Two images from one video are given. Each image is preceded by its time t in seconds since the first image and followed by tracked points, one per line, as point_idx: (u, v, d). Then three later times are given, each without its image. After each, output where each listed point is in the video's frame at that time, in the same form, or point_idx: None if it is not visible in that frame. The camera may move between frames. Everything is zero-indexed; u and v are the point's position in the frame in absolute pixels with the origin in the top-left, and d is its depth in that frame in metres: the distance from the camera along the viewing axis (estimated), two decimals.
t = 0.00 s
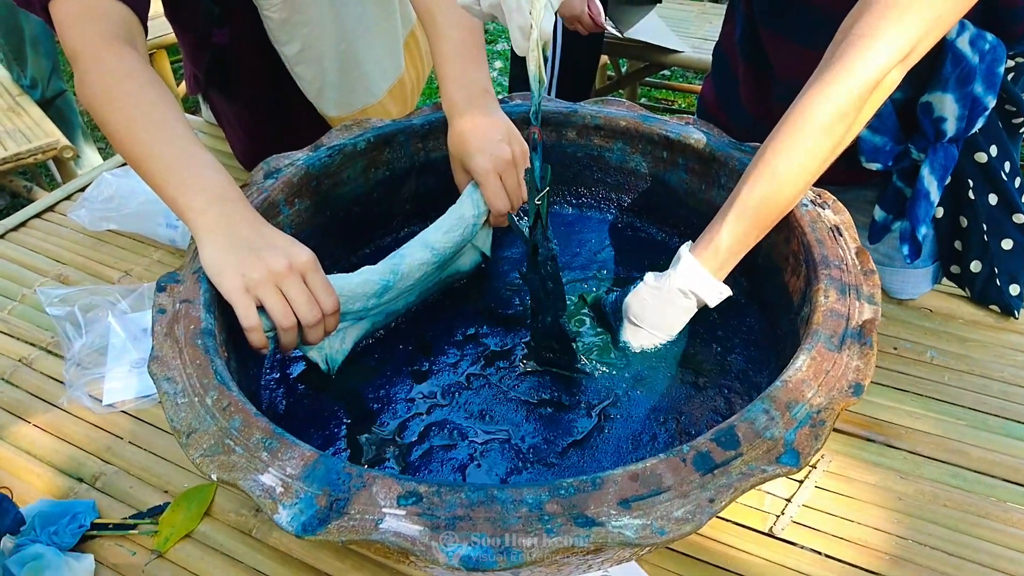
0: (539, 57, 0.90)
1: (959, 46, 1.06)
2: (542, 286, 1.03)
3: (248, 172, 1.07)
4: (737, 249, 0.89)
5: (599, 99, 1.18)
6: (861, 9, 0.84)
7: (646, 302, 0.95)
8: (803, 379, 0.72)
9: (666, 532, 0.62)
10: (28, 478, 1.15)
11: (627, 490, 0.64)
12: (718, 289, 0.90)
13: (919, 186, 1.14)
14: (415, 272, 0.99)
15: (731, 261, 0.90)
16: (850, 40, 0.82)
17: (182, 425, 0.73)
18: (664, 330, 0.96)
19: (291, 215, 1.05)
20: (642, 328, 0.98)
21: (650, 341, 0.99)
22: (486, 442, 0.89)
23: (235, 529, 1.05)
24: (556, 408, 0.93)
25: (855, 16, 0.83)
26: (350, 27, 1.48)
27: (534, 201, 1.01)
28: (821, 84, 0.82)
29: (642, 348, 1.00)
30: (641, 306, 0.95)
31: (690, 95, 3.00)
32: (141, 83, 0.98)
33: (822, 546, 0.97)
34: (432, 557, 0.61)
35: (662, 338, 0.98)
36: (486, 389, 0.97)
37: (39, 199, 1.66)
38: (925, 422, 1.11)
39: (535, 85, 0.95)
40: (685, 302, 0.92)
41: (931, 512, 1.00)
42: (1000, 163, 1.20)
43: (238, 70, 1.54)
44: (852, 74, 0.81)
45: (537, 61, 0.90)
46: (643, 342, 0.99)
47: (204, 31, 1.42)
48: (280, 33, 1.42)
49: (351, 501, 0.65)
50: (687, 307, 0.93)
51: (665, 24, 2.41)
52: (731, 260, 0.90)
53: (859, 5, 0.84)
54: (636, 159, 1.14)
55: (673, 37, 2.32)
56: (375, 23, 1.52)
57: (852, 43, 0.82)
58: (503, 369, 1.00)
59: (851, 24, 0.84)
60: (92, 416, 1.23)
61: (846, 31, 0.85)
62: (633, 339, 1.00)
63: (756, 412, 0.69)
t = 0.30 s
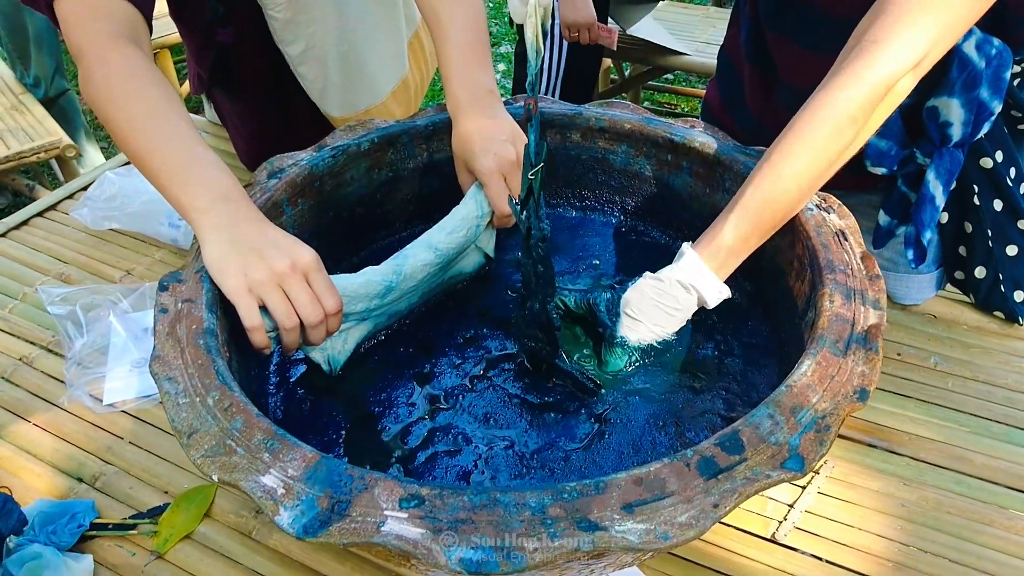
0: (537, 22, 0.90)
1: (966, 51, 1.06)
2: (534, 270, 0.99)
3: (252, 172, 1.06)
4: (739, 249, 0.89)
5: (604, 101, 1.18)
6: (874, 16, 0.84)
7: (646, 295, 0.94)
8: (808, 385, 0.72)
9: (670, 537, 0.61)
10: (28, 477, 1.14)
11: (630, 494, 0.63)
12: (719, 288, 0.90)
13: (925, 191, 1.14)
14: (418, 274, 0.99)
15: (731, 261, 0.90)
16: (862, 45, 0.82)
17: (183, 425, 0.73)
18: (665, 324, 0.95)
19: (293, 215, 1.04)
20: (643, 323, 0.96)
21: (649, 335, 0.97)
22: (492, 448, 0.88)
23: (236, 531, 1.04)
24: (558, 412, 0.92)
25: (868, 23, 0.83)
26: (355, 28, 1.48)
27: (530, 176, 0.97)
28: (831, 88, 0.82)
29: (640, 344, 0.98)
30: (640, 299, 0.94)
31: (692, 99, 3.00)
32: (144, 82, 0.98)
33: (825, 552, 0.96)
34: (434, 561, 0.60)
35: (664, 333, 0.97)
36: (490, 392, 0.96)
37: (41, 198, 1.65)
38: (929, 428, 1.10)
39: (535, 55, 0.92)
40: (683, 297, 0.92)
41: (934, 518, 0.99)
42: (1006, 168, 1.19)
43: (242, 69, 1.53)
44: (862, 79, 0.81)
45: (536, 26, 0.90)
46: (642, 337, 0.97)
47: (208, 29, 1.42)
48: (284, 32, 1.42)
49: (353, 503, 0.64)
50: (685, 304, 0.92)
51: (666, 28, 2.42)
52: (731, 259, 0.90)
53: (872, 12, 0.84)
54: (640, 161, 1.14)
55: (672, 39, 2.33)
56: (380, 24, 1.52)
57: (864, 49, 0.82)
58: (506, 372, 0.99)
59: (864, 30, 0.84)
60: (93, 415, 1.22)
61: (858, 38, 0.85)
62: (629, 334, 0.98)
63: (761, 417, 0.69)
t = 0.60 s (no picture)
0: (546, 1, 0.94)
1: (974, 61, 1.05)
2: (536, 265, 1.03)
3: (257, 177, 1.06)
4: (741, 255, 0.88)
5: (609, 109, 1.17)
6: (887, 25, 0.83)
7: (648, 298, 0.94)
8: (815, 396, 0.71)
9: (676, 549, 0.61)
10: (29, 481, 1.14)
11: (637, 505, 0.63)
12: (722, 293, 0.90)
13: (931, 201, 1.13)
14: (422, 280, 0.99)
15: (730, 267, 0.90)
16: (872, 55, 0.81)
17: (187, 431, 0.72)
18: (672, 327, 0.94)
19: (297, 220, 1.04)
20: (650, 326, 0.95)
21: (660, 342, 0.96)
22: (490, 454, 0.88)
23: (237, 536, 1.04)
24: (562, 420, 0.92)
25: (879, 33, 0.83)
26: (360, 34, 1.49)
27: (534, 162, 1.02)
28: (839, 97, 0.82)
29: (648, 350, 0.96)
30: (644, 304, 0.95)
31: (695, 106, 3.00)
32: (150, 86, 0.97)
33: (829, 562, 0.96)
34: (439, 570, 0.60)
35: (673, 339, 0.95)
36: (488, 398, 0.96)
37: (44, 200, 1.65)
38: (934, 439, 1.10)
39: (542, 38, 0.94)
40: (685, 299, 0.92)
41: (940, 530, 0.99)
42: (1012, 178, 1.18)
43: (248, 74, 1.53)
44: (871, 88, 0.80)
45: (544, 6, 0.94)
46: (655, 345, 0.95)
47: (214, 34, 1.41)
48: (288, 37, 1.42)
49: (357, 512, 0.64)
50: (687, 306, 0.92)
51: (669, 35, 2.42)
52: (731, 265, 0.90)
53: (883, 22, 0.83)
54: (646, 169, 1.14)
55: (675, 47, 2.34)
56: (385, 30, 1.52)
57: (873, 59, 0.81)
58: (506, 377, 0.99)
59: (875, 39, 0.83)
60: (94, 419, 1.22)
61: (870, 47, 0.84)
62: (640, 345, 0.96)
63: (768, 428, 0.69)
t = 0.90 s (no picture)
0: (576, 7, 0.94)
1: (984, 72, 1.05)
2: (558, 275, 1.06)
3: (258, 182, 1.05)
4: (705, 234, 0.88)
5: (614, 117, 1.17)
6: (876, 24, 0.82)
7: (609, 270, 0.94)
8: (822, 411, 0.70)
9: (682, 568, 0.60)
10: (25, 488, 1.13)
11: (641, 521, 0.62)
12: (683, 267, 0.88)
13: (941, 213, 1.13)
14: (424, 288, 0.98)
15: (693, 245, 0.88)
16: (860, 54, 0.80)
17: (184, 441, 0.71)
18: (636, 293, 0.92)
19: (299, 228, 1.03)
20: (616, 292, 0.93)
21: (632, 310, 0.93)
22: (497, 467, 0.86)
23: (234, 546, 1.03)
24: (565, 432, 0.91)
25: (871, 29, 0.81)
26: (364, 40, 1.48)
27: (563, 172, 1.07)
28: (824, 90, 0.81)
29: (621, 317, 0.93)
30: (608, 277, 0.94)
31: (698, 113, 2.99)
32: (152, 91, 0.97)
33: None
34: None
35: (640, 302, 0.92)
36: (492, 408, 0.95)
37: (44, 204, 1.64)
38: (940, 452, 1.09)
39: (570, 44, 0.96)
40: (648, 270, 0.91)
41: (946, 545, 0.98)
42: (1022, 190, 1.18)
43: (251, 78, 1.53)
44: (856, 86, 0.79)
45: (574, 12, 0.94)
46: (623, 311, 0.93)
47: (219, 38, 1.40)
48: (292, 42, 1.41)
49: (357, 527, 0.63)
50: (649, 278, 0.91)
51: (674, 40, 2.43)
52: (695, 245, 0.88)
53: (877, 17, 0.82)
54: (650, 178, 1.13)
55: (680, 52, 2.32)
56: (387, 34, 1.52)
57: (861, 57, 0.80)
58: (511, 388, 0.98)
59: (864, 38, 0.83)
60: (92, 425, 1.21)
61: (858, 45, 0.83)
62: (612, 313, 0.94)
63: (774, 443, 0.68)
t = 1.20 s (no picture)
0: None
1: (984, 82, 1.03)
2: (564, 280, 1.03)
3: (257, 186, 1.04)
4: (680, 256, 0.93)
5: (618, 123, 1.16)
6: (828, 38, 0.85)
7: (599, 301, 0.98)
8: (830, 425, 0.69)
9: None
10: (19, 496, 1.11)
11: (645, 538, 0.60)
12: (660, 296, 0.93)
13: (938, 224, 1.13)
14: (424, 296, 0.97)
15: (672, 273, 0.94)
16: (813, 70, 0.83)
17: (179, 453, 0.70)
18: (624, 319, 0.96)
19: (298, 234, 1.02)
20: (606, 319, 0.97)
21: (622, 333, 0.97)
22: (497, 479, 0.85)
23: (231, 557, 1.01)
24: (567, 444, 0.89)
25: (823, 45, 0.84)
26: (366, 44, 1.47)
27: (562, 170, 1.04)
28: (781, 111, 0.84)
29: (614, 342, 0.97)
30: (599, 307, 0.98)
31: (699, 119, 2.99)
32: (150, 95, 0.95)
33: None
34: None
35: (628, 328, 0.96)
36: (495, 419, 0.94)
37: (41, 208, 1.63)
38: (945, 465, 1.08)
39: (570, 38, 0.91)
40: (626, 302, 0.96)
41: (952, 560, 0.96)
42: None
43: (251, 82, 1.52)
44: (811, 105, 0.82)
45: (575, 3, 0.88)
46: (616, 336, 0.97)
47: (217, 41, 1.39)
48: (292, 46, 1.40)
49: (354, 543, 0.61)
50: (629, 310, 0.96)
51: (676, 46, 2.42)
52: (673, 271, 0.94)
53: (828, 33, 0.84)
54: (653, 185, 1.12)
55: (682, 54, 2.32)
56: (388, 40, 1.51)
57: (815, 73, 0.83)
58: (513, 398, 0.96)
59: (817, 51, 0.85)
60: (87, 432, 1.19)
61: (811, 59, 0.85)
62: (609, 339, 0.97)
63: (781, 458, 0.66)
